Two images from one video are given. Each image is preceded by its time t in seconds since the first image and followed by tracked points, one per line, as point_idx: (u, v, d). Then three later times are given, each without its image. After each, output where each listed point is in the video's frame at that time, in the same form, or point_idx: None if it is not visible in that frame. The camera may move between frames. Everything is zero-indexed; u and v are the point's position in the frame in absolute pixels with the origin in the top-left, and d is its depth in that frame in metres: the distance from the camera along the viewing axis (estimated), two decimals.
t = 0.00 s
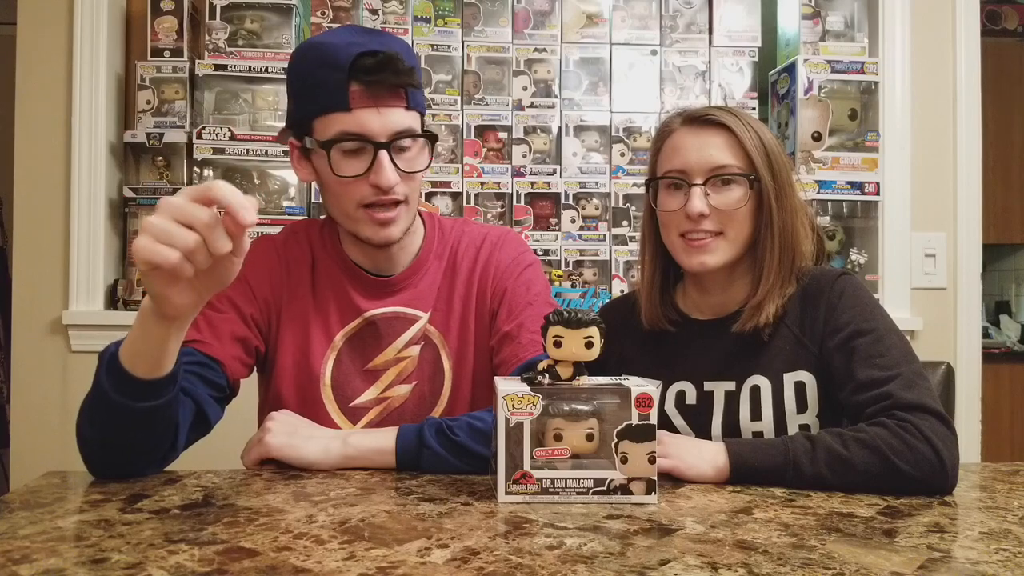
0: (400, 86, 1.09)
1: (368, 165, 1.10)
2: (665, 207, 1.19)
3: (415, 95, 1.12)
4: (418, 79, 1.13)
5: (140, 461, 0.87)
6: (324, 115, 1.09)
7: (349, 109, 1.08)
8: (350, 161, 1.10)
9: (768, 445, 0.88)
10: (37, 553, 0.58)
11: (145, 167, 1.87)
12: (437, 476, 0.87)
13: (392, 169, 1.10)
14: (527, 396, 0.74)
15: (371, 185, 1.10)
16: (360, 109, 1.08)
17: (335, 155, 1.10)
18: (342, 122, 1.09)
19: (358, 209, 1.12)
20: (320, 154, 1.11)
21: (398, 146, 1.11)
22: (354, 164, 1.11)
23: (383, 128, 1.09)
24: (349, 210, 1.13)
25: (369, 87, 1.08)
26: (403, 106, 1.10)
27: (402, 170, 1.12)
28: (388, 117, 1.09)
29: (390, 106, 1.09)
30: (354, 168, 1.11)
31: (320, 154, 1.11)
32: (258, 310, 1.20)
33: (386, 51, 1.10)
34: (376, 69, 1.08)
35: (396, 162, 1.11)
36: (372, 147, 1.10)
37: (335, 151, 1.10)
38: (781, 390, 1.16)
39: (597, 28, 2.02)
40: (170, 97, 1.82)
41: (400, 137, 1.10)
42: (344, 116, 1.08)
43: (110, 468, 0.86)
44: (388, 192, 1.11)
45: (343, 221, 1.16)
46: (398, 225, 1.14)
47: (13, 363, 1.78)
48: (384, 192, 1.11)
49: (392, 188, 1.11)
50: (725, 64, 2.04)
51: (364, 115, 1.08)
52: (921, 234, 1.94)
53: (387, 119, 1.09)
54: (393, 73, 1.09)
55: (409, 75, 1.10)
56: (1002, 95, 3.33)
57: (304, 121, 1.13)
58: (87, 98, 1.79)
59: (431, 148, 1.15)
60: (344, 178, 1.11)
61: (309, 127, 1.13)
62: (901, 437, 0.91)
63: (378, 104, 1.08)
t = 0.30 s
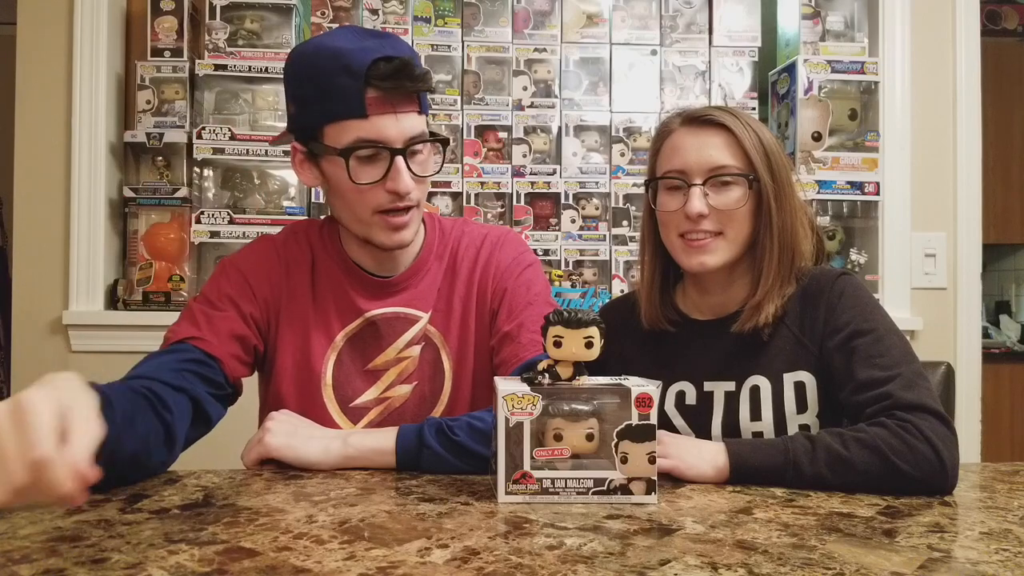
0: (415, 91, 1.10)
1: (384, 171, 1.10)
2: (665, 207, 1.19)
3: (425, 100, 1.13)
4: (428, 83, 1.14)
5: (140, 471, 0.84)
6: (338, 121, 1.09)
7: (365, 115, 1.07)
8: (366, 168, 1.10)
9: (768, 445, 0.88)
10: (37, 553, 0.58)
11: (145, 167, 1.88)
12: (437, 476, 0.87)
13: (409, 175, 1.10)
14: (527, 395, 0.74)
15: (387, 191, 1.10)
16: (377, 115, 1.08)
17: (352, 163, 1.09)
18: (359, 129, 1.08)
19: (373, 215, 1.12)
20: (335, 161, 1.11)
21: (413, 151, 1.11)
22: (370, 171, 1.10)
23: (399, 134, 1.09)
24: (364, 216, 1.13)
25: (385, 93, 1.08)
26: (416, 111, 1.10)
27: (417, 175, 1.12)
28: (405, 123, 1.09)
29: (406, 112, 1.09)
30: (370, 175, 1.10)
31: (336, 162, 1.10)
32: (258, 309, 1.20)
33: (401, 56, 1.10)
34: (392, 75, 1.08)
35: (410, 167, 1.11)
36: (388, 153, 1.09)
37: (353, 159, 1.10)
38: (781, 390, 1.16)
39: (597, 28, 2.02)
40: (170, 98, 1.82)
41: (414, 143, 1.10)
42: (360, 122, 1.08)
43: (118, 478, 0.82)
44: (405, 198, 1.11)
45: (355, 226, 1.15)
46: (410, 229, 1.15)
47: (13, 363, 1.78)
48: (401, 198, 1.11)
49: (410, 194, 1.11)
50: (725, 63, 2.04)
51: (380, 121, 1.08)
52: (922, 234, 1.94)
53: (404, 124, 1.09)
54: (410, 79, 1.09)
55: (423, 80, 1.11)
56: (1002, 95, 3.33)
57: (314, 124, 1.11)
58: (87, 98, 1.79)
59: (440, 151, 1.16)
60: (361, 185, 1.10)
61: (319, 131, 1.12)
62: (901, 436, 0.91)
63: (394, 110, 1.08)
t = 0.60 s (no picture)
0: (413, 102, 1.09)
1: (383, 183, 1.11)
2: (665, 208, 1.19)
3: (423, 109, 1.13)
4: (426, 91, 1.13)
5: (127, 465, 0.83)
6: (338, 133, 1.08)
7: (365, 129, 1.07)
8: (365, 180, 1.10)
9: (768, 445, 0.88)
10: (37, 553, 0.58)
11: (145, 167, 1.88)
12: (437, 476, 0.87)
13: (408, 187, 1.11)
14: (527, 396, 0.74)
15: (387, 203, 1.11)
16: (377, 128, 1.07)
17: (351, 176, 1.10)
18: (359, 142, 1.08)
19: (373, 226, 1.13)
20: (334, 173, 1.11)
21: (411, 161, 1.11)
22: (369, 183, 1.10)
23: (398, 146, 1.09)
24: (364, 226, 1.14)
25: (384, 105, 1.07)
26: (415, 121, 1.10)
27: (414, 185, 1.13)
28: (404, 135, 1.09)
29: (405, 124, 1.09)
30: (369, 187, 1.11)
31: (335, 174, 1.10)
32: (255, 308, 1.20)
33: (401, 66, 1.09)
34: (392, 87, 1.07)
35: (409, 177, 1.12)
36: (386, 165, 1.09)
37: (352, 171, 1.10)
38: (781, 390, 1.16)
39: (597, 27, 2.02)
40: (170, 98, 1.82)
41: (412, 153, 1.11)
42: (359, 135, 1.07)
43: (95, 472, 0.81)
44: (405, 210, 1.12)
45: (353, 233, 1.16)
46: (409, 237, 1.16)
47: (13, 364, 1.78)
48: (400, 210, 1.12)
49: (409, 204, 1.12)
50: (725, 63, 2.04)
51: (380, 134, 1.08)
52: (922, 234, 1.94)
53: (403, 137, 1.09)
54: (410, 91, 1.08)
55: (421, 91, 1.10)
56: (1002, 95, 3.33)
57: (313, 133, 1.10)
58: (87, 97, 1.79)
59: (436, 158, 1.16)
60: (361, 198, 1.11)
61: (318, 140, 1.11)
62: (901, 436, 0.91)
63: (393, 123, 1.08)
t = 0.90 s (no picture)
0: (394, 104, 1.09)
1: (367, 186, 1.10)
2: (664, 208, 1.19)
3: (406, 111, 1.13)
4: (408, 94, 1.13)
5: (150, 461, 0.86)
6: (319, 138, 1.08)
7: (345, 132, 1.07)
8: (349, 184, 1.10)
9: (768, 445, 0.88)
10: (37, 553, 0.58)
11: (146, 167, 1.88)
12: (437, 476, 0.87)
13: (392, 190, 1.10)
14: (527, 395, 0.74)
15: (372, 206, 1.10)
16: (357, 131, 1.07)
17: (334, 180, 1.09)
18: (339, 145, 1.08)
19: (360, 228, 1.13)
20: (317, 177, 1.11)
21: (396, 164, 1.10)
22: (353, 187, 1.10)
23: (381, 149, 1.08)
24: (352, 230, 1.13)
25: (364, 108, 1.07)
26: (397, 123, 1.10)
27: (400, 187, 1.12)
28: (385, 137, 1.08)
29: (386, 126, 1.09)
30: (353, 191, 1.10)
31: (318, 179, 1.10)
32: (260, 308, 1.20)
33: (380, 69, 1.09)
34: (370, 90, 1.07)
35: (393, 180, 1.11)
36: (370, 168, 1.09)
37: (335, 176, 1.09)
38: (781, 390, 1.16)
39: (597, 28, 2.02)
40: (171, 98, 1.82)
41: (395, 156, 1.10)
42: (341, 139, 1.08)
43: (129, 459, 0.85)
44: (389, 212, 1.11)
45: (343, 236, 1.16)
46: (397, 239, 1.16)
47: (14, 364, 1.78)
48: (385, 213, 1.11)
49: (394, 207, 1.11)
50: (725, 64, 2.04)
51: (361, 137, 1.08)
52: (921, 234, 1.94)
53: (385, 139, 1.08)
54: (388, 93, 1.08)
55: (402, 92, 1.10)
56: (1001, 95, 3.33)
57: (294, 137, 1.11)
58: (87, 98, 1.79)
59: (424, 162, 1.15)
60: (345, 202, 1.11)
61: (300, 145, 1.12)
62: (901, 436, 0.91)
63: (374, 126, 1.08)
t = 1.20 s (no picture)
0: (400, 101, 1.09)
1: (371, 182, 1.10)
2: (664, 210, 1.19)
3: (411, 108, 1.13)
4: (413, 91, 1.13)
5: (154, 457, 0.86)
6: (324, 133, 1.09)
7: (350, 128, 1.07)
8: (353, 179, 1.10)
9: (768, 445, 0.88)
10: (37, 553, 0.58)
11: (145, 167, 1.88)
12: (437, 476, 0.87)
13: (397, 186, 1.10)
14: (527, 396, 0.74)
15: (375, 202, 1.10)
16: (362, 127, 1.08)
17: (338, 175, 1.10)
18: (343, 141, 1.08)
19: (363, 226, 1.12)
20: (322, 173, 1.11)
21: (401, 160, 1.11)
22: (357, 183, 1.10)
23: (385, 144, 1.09)
24: (355, 227, 1.13)
25: (370, 104, 1.08)
26: (402, 120, 1.10)
27: (404, 184, 1.12)
28: (391, 133, 1.09)
29: (391, 122, 1.09)
30: (357, 187, 1.10)
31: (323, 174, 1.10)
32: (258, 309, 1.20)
33: (385, 65, 1.09)
34: (376, 86, 1.08)
35: (398, 177, 1.11)
36: (375, 164, 1.09)
37: (340, 171, 1.10)
38: (781, 390, 1.17)
39: (597, 28, 2.02)
40: (171, 98, 1.82)
41: (400, 152, 1.10)
42: (346, 135, 1.08)
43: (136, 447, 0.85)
44: (393, 209, 1.11)
45: (346, 235, 1.16)
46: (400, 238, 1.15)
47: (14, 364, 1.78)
48: (389, 209, 1.11)
49: (398, 204, 1.11)
50: (725, 64, 2.05)
51: (366, 133, 1.08)
52: (921, 234, 1.94)
53: (390, 135, 1.09)
54: (394, 89, 1.09)
55: (408, 89, 1.11)
56: (1001, 95, 3.33)
57: (299, 133, 1.11)
58: (87, 99, 1.79)
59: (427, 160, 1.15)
60: (348, 198, 1.11)
61: (305, 141, 1.12)
62: (901, 436, 0.91)
63: (379, 121, 1.08)
